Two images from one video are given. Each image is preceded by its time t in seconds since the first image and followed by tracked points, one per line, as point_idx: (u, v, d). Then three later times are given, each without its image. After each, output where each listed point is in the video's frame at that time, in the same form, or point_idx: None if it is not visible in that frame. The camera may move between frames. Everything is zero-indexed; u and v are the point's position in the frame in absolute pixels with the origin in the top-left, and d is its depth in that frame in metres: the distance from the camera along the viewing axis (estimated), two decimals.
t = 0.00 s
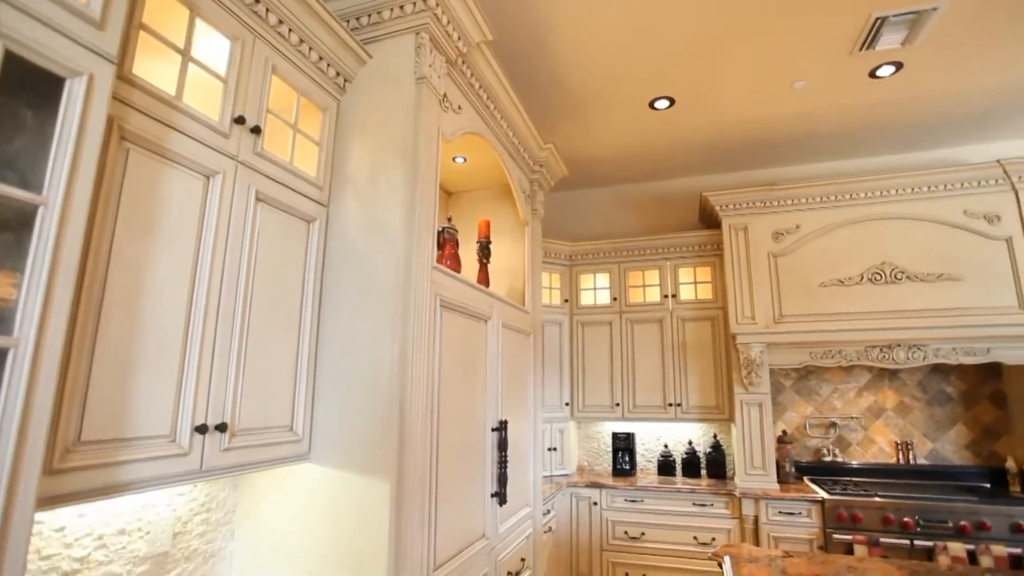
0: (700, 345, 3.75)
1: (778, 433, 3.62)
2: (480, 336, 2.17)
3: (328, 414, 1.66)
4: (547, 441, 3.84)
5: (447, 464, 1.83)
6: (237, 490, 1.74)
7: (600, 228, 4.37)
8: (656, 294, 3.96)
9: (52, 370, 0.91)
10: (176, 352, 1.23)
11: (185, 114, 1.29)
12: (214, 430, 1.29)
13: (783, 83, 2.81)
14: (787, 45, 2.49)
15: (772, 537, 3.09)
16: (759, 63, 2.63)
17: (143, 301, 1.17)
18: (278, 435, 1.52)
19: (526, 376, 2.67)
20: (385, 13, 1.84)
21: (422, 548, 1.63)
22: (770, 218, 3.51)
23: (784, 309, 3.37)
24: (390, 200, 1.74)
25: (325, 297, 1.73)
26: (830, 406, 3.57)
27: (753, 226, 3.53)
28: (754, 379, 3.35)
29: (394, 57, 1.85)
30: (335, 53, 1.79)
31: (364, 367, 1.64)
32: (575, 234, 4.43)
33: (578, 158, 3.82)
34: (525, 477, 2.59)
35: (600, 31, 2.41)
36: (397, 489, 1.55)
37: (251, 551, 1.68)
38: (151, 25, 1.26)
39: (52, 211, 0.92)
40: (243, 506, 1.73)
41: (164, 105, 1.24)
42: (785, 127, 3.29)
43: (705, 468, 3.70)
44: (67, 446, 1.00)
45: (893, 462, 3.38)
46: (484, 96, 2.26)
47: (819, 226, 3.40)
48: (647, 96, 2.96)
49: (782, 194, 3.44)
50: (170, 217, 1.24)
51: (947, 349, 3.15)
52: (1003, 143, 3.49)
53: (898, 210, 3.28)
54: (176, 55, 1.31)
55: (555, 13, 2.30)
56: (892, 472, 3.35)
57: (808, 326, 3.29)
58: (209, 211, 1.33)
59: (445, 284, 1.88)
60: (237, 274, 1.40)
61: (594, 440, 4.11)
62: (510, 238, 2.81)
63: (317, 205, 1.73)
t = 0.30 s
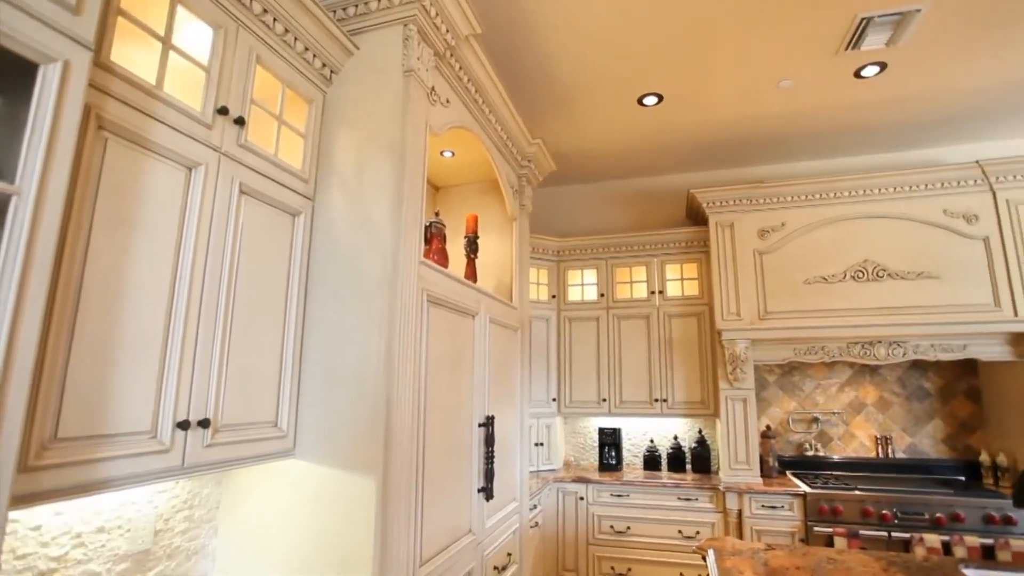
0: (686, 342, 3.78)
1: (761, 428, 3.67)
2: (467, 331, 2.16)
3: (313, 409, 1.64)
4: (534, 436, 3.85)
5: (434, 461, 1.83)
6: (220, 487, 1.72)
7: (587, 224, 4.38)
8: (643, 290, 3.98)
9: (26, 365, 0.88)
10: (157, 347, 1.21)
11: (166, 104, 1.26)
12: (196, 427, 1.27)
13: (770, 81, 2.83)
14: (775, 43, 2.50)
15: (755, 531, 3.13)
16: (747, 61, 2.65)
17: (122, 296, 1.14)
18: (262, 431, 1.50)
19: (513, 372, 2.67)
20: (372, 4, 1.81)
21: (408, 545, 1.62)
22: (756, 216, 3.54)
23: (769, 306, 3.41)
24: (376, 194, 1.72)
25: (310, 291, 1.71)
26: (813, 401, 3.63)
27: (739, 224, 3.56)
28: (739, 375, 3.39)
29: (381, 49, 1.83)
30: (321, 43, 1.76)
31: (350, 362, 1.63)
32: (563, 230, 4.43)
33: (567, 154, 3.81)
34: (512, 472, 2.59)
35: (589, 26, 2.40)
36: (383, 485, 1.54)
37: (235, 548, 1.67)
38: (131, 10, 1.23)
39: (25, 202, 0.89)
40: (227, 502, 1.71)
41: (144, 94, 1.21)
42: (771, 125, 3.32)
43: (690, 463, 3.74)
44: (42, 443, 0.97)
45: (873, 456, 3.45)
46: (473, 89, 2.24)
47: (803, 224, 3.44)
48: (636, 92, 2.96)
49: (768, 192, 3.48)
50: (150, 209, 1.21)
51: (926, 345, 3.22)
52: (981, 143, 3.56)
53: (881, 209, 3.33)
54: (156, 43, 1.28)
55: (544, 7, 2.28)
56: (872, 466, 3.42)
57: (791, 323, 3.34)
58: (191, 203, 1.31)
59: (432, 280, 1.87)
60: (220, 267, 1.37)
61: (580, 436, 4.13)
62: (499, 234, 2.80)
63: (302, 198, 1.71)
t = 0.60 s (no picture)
0: (672, 338, 3.81)
1: (745, 424, 3.72)
2: (454, 326, 2.16)
3: (298, 404, 1.63)
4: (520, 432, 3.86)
5: (420, 456, 1.82)
6: (203, 484, 1.69)
7: (575, 220, 4.39)
8: (630, 286, 4.00)
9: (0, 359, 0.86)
10: (138, 341, 1.19)
11: (147, 93, 1.24)
12: (178, 422, 1.26)
13: (756, 80, 2.86)
14: (762, 42, 2.52)
15: (738, 524, 3.18)
16: (734, 59, 2.67)
17: (102, 289, 1.12)
18: (246, 426, 1.49)
19: (499, 367, 2.67)
20: None
21: (394, 541, 1.62)
22: (742, 213, 3.57)
23: (754, 302, 3.45)
24: (363, 188, 1.71)
25: (296, 286, 1.69)
26: (795, 397, 3.68)
27: (725, 221, 3.59)
28: (724, 371, 3.43)
29: (369, 41, 1.81)
30: (307, 34, 1.74)
31: (336, 357, 1.61)
32: (551, 226, 4.43)
33: (555, 150, 3.81)
34: (498, 468, 2.60)
35: (578, 22, 2.40)
36: (369, 481, 1.54)
37: (217, 546, 1.65)
38: None
39: None
40: (208, 499, 1.69)
41: (125, 83, 1.19)
42: (758, 123, 3.35)
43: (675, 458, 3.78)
44: (18, 439, 0.95)
45: (853, 451, 3.51)
46: (461, 84, 2.23)
47: (788, 221, 3.49)
48: (624, 89, 2.96)
49: (753, 190, 3.52)
50: (131, 201, 1.19)
51: (905, 342, 3.29)
52: (961, 144, 3.63)
53: (863, 207, 3.38)
54: (138, 31, 1.25)
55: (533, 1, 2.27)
56: (852, 460, 3.48)
57: (776, 319, 3.38)
58: (173, 196, 1.29)
59: (419, 274, 1.86)
60: (203, 261, 1.35)
61: (567, 431, 4.15)
62: (486, 229, 2.79)
63: (287, 191, 1.69)
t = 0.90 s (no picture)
0: (658, 333, 3.84)
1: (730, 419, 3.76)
2: (441, 321, 2.15)
3: (283, 399, 1.61)
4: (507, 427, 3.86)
5: (406, 451, 1.82)
6: (185, 480, 1.67)
7: (563, 216, 4.40)
8: (617, 282, 4.02)
9: None
10: (117, 336, 1.16)
11: (127, 82, 1.21)
12: (159, 419, 1.23)
13: (743, 78, 2.88)
14: (749, 39, 2.54)
15: (721, 518, 3.22)
16: (722, 57, 2.68)
17: (79, 282, 1.10)
18: (229, 422, 1.47)
19: (486, 362, 2.67)
20: None
21: (380, 537, 1.62)
22: (728, 211, 3.60)
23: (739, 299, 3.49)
24: (348, 181, 1.69)
25: (280, 280, 1.67)
26: (779, 392, 3.74)
27: (711, 218, 3.62)
28: (709, 367, 3.47)
29: (355, 33, 1.78)
30: (293, 25, 1.71)
31: (321, 352, 1.60)
32: (539, 221, 4.43)
33: (543, 145, 3.80)
34: (484, 464, 2.60)
35: (567, 16, 2.39)
36: (354, 478, 1.53)
37: (200, 543, 1.63)
38: None
39: None
40: (191, 496, 1.67)
41: (102, 71, 1.15)
42: (744, 120, 3.37)
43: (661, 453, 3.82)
44: None
45: (834, 445, 3.58)
46: (449, 77, 2.21)
47: (773, 219, 3.52)
48: (613, 85, 2.96)
49: (739, 187, 3.55)
50: (110, 193, 1.16)
51: (886, 339, 3.34)
52: (941, 144, 3.69)
53: (847, 206, 3.43)
54: (116, 18, 1.22)
55: None
56: (833, 454, 3.55)
57: (760, 316, 3.42)
58: (154, 187, 1.26)
59: (405, 269, 1.85)
60: (185, 254, 1.33)
61: (553, 426, 4.17)
62: (473, 224, 2.78)
63: (272, 184, 1.67)
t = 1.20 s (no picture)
0: (644, 329, 3.87)
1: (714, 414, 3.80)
2: (428, 316, 2.14)
3: (267, 394, 1.60)
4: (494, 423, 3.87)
5: (392, 446, 1.81)
6: (166, 477, 1.65)
7: (551, 212, 4.40)
8: (604, 278, 4.04)
9: None
10: (96, 330, 1.14)
11: (106, 71, 1.18)
12: (140, 414, 1.22)
13: (729, 76, 2.90)
14: (735, 38, 2.56)
15: (705, 512, 3.26)
16: (708, 55, 2.70)
17: (55, 275, 1.07)
18: (212, 418, 1.45)
19: (472, 357, 2.67)
20: None
21: (365, 532, 1.61)
22: (714, 208, 3.63)
23: (724, 296, 3.52)
24: (334, 175, 1.67)
25: (264, 275, 1.65)
26: (762, 388, 3.79)
27: (697, 215, 3.65)
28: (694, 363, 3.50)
29: (342, 25, 1.77)
30: (279, 16, 1.69)
31: (306, 347, 1.59)
32: (527, 217, 4.43)
33: (531, 140, 3.80)
34: (470, 459, 2.60)
35: (556, 12, 2.39)
36: (339, 473, 1.52)
37: (181, 540, 1.61)
38: None
39: None
40: (173, 493, 1.65)
41: (81, 59, 1.13)
42: (730, 119, 3.40)
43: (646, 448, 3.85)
44: None
45: (816, 440, 3.64)
46: (437, 72, 2.20)
47: (758, 216, 3.56)
48: (601, 81, 2.97)
49: (725, 185, 3.58)
50: (89, 184, 1.14)
51: (867, 335, 3.38)
52: (922, 144, 3.76)
53: (830, 204, 3.48)
54: (95, 4, 1.19)
55: None
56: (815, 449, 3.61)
57: (744, 312, 3.46)
58: (134, 179, 1.24)
59: (392, 264, 1.84)
60: (166, 247, 1.31)
61: (540, 422, 4.18)
62: (460, 219, 2.77)
63: (256, 177, 1.64)
